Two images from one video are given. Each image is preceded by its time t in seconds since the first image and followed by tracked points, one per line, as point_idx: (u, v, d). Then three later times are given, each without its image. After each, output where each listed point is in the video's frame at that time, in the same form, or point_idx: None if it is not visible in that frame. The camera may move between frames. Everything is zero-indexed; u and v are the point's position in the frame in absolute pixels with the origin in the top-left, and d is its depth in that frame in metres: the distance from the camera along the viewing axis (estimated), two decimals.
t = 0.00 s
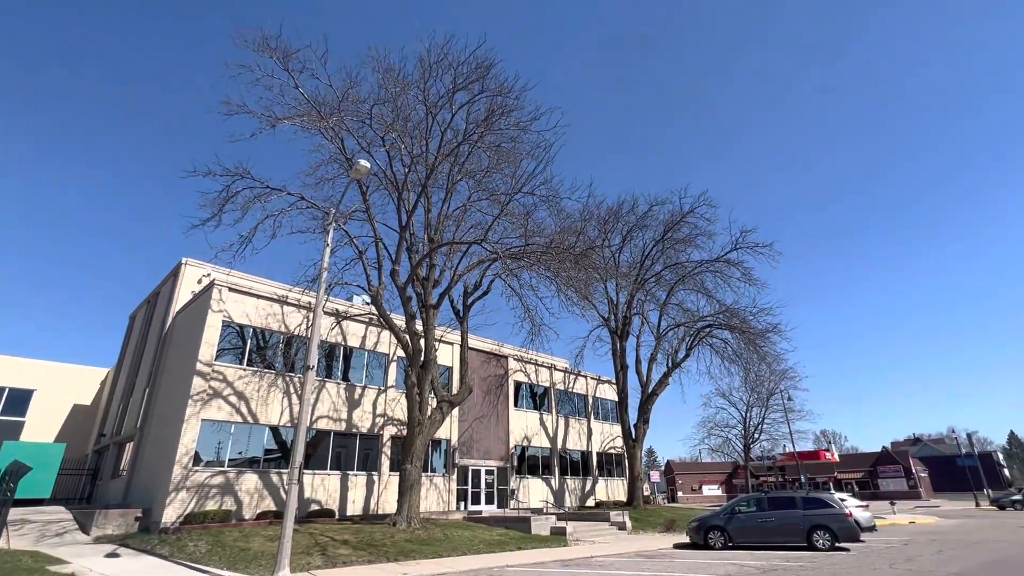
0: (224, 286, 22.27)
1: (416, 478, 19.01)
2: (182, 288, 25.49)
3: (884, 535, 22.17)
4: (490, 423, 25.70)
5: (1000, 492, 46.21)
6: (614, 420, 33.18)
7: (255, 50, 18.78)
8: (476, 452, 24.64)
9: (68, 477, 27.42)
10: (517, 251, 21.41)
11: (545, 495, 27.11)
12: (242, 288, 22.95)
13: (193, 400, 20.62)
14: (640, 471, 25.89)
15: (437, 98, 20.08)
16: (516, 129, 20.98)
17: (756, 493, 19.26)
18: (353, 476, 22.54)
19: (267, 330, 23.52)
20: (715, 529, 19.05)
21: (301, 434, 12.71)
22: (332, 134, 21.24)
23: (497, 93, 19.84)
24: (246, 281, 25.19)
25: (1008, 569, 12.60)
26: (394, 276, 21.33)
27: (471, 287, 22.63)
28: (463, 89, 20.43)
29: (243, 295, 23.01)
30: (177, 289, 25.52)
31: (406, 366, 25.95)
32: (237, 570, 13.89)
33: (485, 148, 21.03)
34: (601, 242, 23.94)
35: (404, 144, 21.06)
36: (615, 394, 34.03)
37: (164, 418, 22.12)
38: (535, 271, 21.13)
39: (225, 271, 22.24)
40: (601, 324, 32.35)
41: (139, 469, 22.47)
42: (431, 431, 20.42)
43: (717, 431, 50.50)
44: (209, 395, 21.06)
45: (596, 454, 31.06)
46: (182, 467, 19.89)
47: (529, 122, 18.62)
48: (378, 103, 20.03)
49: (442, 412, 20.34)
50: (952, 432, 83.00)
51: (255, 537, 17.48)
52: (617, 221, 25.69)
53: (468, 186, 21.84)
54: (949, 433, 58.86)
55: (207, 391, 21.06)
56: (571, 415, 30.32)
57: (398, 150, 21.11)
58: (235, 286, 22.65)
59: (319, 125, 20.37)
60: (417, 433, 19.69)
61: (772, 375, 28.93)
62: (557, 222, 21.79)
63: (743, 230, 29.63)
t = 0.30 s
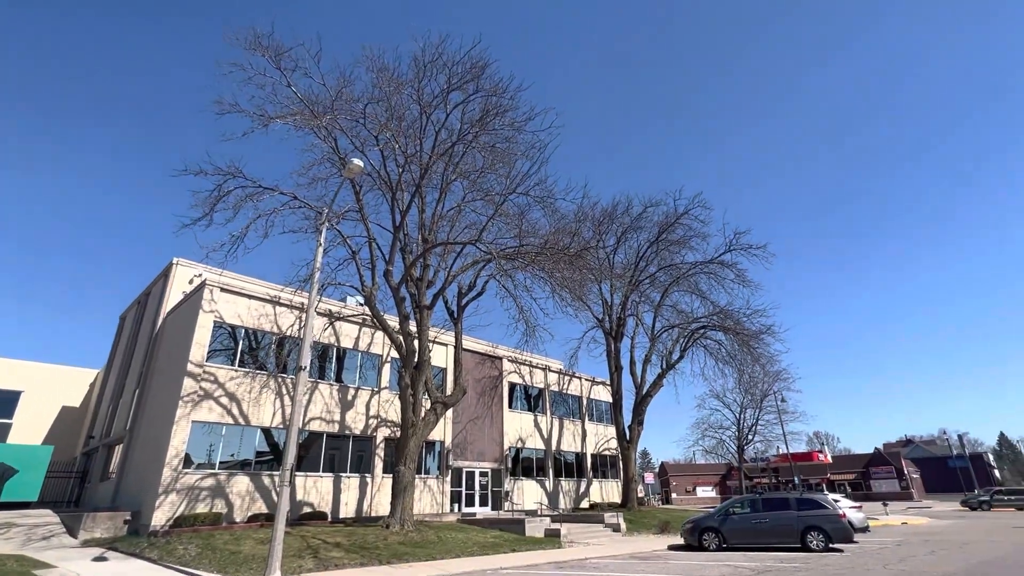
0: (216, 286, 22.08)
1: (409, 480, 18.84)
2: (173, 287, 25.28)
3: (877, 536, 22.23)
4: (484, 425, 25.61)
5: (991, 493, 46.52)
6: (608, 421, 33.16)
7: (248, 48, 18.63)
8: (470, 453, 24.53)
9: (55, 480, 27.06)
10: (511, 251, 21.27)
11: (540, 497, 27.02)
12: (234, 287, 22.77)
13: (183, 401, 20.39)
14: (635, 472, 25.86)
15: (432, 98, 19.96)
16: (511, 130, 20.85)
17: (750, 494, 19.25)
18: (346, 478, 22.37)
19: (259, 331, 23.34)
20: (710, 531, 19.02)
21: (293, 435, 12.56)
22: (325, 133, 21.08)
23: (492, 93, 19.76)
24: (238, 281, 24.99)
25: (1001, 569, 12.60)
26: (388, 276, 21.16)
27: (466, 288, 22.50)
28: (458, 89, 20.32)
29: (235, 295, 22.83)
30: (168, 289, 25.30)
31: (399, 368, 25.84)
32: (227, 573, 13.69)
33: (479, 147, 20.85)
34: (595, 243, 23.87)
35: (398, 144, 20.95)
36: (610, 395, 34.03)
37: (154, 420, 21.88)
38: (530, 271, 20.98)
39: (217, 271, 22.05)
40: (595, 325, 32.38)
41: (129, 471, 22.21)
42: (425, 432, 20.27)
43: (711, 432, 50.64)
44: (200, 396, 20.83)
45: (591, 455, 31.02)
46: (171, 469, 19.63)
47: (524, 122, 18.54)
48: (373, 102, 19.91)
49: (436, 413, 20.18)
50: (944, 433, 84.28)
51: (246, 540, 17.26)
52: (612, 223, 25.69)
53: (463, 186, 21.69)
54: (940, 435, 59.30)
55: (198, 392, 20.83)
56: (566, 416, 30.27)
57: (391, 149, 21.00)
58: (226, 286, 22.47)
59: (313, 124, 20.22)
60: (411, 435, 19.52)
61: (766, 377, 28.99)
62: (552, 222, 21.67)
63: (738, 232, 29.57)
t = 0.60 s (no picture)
0: (209, 289, 21.91)
1: (405, 484, 18.65)
2: (167, 291, 25.15)
3: (875, 538, 22.15)
4: (481, 428, 25.46)
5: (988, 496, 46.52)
6: (605, 424, 33.05)
7: (241, 49, 18.47)
8: (466, 457, 24.36)
9: (46, 485, 26.72)
10: (507, 253, 21.12)
11: (537, 501, 26.85)
12: (228, 290, 22.59)
13: (176, 405, 20.15)
14: (632, 475, 25.76)
15: (427, 100, 19.82)
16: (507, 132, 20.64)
17: (748, 497, 19.16)
18: (341, 483, 22.17)
19: (253, 334, 23.14)
20: (707, 534, 18.92)
21: (286, 439, 12.39)
22: (320, 135, 20.92)
23: (488, 94, 19.63)
24: (231, 284, 24.82)
25: (999, 572, 12.51)
26: (383, 278, 20.99)
27: (461, 290, 22.34)
28: (454, 90, 20.19)
29: (228, 297, 22.64)
30: (161, 292, 25.14)
31: (395, 371, 25.68)
32: None
33: (476, 150, 20.60)
34: (592, 245, 23.78)
35: (393, 146, 20.83)
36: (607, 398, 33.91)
37: (146, 424, 21.68)
38: (526, 274, 20.84)
39: (210, 273, 21.88)
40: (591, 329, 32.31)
41: (120, 476, 21.99)
42: (420, 436, 20.09)
43: (708, 435, 50.60)
44: (193, 399, 20.59)
45: (588, 459, 30.90)
46: (163, 473, 19.39)
47: (520, 124, 18.41)
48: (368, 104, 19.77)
49: (432, 417, 20.00)
50: (940, 435, 84.54)
51: (238, 546, 17.00)
52: (607, 227, 25.77)
53: (459, 189, 21.47)
54: (936, 437, 59.40)
55: (191, 396, 20.59)
56: (563, 419, 30.14)
57: (387, 151, 20.88)
58: (220, 289, 22.28)
59: (307, 125, 20.06)
60: (406, 438, 19.32)
61: (763, 379, 28.93)
62: (548, 224, 21.55)
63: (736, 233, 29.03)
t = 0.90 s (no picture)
0: (205, 294, 21.72)
1: (403, 490, 18.42)
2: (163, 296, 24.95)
3: (878, 543, 21.94)
4: (480, 433, 25.25)
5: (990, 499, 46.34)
6: (604, 429, 32.86)
7: (237, 52, 18.34)
8: (465, 462, 24.14)
9: (41, 492, 26.43)
10: (505, 257, 20.95)
11: (536, 506, 26.63)
12: (224, 295, 22.39)
13: (171, 411, 19.91)
14: (632, 480, 25.57)
15: (424, 103, 19.67)
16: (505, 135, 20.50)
17: (750, 501, 18.98)
18: (338, 489, 21.93)
19: (250, 338, 22.93)
20: (709, 539, 18.73)
21: (281, 445, 12.20)
22: (316, 138, 20.75)
23: (486, 97, 19.48)
24: (228, 288, 24.61)
25: None
26: (381, 282, 20.80)
27: (459, 294, 22.16)
28: (451, 93, 20.05)
29: (224, 302, 22.44)
30: (157, 297, 24.94)
31: (393, 376, 25.48)
32: None
33: (474, 153, 20.47)
34: (590, 248, 23.65)
35: (391, 149, 20.70)
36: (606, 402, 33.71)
37: (140, 430, 21.45)
38: (524, 277, 20.67)
39: (206, 278, 21.69)
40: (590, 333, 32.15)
41: (115, 483, 21.75)
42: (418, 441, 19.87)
43: (709, 439, 50.47)
44: (189, 405, 20.36)
45: (588, 463, 30.70)
46: (158, 480, 19.14)
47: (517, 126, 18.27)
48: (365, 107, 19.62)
49: (430, 422, 19.79)
50: (940, 438, 84.45)
51: (233, 554, 16.74)
52: (606, 231, 25.68)
53: (457, 192, 21.30)
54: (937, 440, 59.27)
55: (186, 402, 20.36)
56: (562, 424, 29.94)
57: (384, 155, 20.74)
58: (216, 293, 22.08)
59: (303, 129, 19.92)
60: (403, 443, 19.09)
61: (763, 382, 28.79)
62: (546, 227, 21.40)
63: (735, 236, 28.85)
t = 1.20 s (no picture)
0: (207, 301, 21.66)
1: (405, 497, 18.23)
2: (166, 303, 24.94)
3: (888, 548, 21.58)
4: (483, 439, 25.05)
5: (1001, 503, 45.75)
6: (609, 434, 32.60)
7: (237, 58, 18.31)
8: (469, 468, 23.95)
9: (44, 501, 26.34)
10: (507, 261, 20.79)
11: (541, 512, 26.37)
12: (226, 301, 22.33)
13: (172, 419, 19.82)
14: (637, 485, 25.31)
15: (424, 108, 19.60)
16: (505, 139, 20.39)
17: (757, 507, 18.70)
18: (341, 496, 21.76)
19: (252, 345, 22.84)
20: (716, 545, 18.48)
21: (281, 452, 12.08)
22: (317, 144, 20.70)
23: (486, 101, 19.39)
24: (229, 295, 24.55)
25: None
26: (382, 287, 20.68)
27: (461, 299, 22.00)
28: (451, 97, 19.98)
29: (226, 308, 22.38)
30: (160, 305, 24.92)
31: (395, 382, 25.33)
32: None
33: (475, 158, 20.37)
34: (592, 251, 23.53)
35: (391, 155, 20.62)
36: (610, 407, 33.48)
37: (143, 438, 21.37)
38: (526, 281, 20.49)
39: (208, 285, 21.63)
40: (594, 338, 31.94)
41: (117, 491, 21.66)
42: (421, 447, 19.66)
43: (714, 443, 50.08)
44: (190, 413, 20.26)
45: (593, 469, 30.44)
46: (159, 488, 19.01)
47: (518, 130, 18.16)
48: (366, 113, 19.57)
49: (432, 427, 19.61)
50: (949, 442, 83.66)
51: (234, 563, 16.58)
52: (608, 235, 25.54)
53: (459, 197, 21.16)
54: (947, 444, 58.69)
55: (188, 409, 20.27)
56: (567, 429, 29.72)
57: (385, 160, 20.65)
58: (218, 300, 22.02)
59: (304, 134, 19.87)
60: (406, 449, 18.90)
61: (768, 386, 28.52)
62: (549, 231, 21.24)
63: (738, 238, 28.37)
